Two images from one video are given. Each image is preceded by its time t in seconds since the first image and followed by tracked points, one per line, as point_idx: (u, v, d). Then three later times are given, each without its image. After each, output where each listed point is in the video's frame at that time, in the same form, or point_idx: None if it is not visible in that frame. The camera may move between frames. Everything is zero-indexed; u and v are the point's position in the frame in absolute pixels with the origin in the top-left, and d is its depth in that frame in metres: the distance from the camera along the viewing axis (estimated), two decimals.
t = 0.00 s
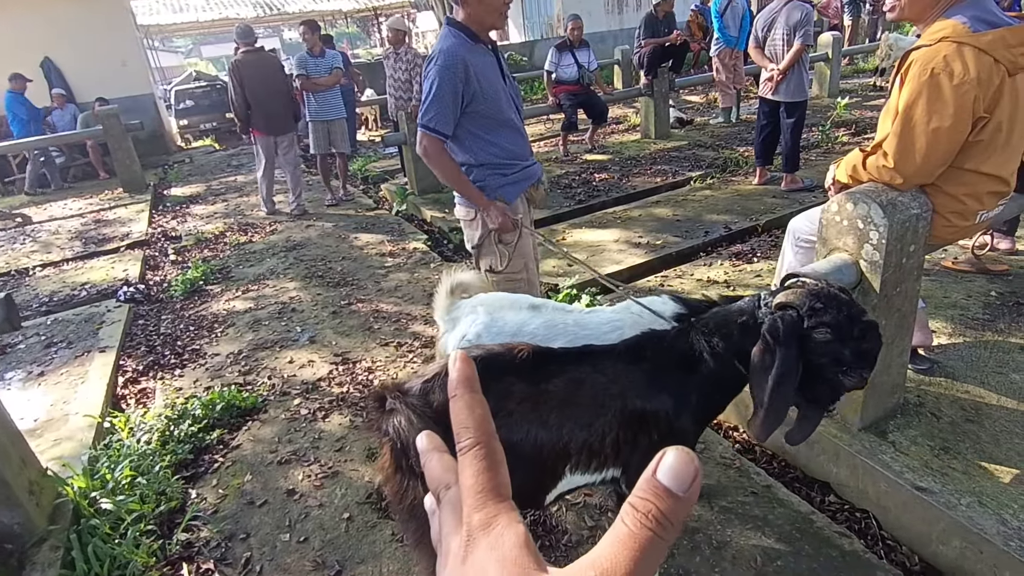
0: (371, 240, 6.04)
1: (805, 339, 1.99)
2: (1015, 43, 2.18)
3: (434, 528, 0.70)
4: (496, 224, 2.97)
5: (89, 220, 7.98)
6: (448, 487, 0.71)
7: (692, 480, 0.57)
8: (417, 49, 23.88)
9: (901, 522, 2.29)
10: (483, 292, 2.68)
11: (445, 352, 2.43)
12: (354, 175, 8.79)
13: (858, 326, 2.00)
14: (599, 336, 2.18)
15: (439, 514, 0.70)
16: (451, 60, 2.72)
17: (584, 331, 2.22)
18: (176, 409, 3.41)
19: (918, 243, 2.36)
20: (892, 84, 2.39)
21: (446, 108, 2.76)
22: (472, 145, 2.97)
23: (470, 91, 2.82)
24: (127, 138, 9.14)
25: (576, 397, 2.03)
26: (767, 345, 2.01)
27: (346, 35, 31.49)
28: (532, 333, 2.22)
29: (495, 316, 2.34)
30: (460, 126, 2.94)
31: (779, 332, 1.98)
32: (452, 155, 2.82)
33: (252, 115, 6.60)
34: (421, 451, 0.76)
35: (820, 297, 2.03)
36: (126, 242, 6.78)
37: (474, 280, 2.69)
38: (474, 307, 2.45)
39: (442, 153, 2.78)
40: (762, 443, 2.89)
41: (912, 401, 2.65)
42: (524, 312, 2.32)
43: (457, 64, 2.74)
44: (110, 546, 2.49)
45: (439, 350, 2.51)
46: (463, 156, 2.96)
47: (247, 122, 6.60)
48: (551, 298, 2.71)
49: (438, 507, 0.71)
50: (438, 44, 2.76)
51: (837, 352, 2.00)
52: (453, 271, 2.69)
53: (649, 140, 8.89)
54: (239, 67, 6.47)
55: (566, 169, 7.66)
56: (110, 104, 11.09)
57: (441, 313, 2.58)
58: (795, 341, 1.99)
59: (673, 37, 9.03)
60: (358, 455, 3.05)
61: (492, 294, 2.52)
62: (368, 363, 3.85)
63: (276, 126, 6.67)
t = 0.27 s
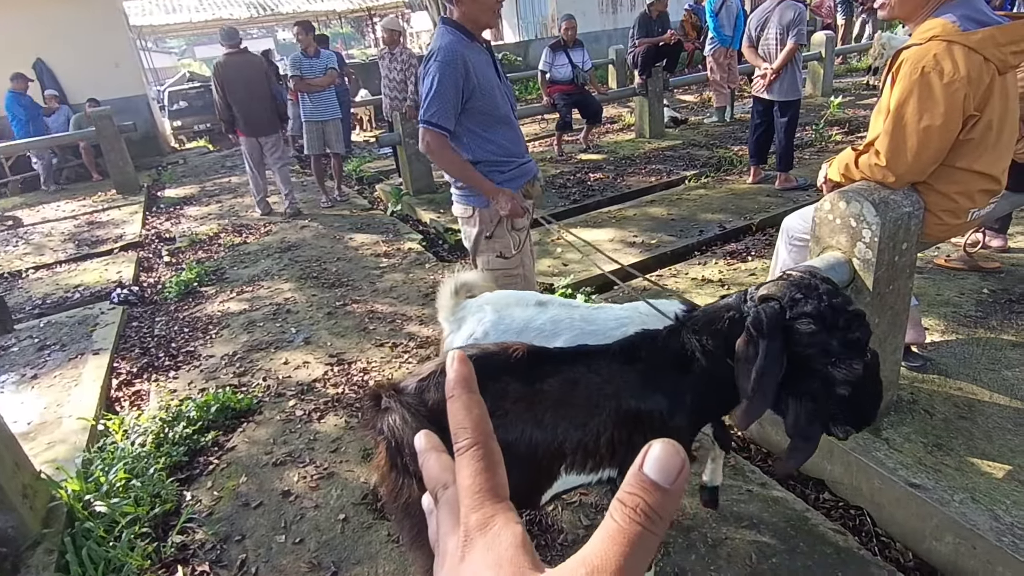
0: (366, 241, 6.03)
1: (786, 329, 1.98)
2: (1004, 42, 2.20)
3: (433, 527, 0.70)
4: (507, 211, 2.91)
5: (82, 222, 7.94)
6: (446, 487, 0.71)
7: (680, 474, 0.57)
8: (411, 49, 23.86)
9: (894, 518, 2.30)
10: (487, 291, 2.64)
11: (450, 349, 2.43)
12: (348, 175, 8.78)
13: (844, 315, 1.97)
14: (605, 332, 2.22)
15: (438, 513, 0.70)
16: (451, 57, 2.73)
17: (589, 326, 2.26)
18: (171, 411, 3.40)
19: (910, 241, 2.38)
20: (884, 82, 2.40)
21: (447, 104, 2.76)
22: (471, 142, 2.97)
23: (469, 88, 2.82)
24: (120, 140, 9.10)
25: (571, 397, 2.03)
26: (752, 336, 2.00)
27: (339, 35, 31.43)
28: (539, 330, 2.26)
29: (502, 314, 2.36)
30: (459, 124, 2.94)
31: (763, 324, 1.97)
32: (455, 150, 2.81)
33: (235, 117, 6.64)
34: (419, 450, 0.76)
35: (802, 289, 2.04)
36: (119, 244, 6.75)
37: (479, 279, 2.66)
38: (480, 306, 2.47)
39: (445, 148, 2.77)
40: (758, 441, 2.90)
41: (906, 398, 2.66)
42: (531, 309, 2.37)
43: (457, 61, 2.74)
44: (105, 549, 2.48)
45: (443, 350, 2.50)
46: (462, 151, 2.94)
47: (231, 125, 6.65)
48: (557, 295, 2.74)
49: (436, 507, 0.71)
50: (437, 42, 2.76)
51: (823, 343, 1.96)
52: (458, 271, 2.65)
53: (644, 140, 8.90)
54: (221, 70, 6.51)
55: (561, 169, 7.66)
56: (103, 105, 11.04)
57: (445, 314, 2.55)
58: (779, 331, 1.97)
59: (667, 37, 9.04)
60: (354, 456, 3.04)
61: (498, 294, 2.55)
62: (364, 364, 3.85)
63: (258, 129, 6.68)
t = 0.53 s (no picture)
0: (362, 241, 6.03)
1: (762, 320, 2.01)
2: (998, 41, 2.21)
3: (432, 522, 0.70)
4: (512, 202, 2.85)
5: (77, 224, 7.92)
6: (446, 483, 0.71)
7: (677, 469, 0.58)
8: (407, 49, 23.84)
9: (889, 516, 2.31)
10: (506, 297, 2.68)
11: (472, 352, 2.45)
12: (345, 176, 8.77)
13: (814, 308, 2.00)
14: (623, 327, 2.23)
15: (437, 509, 0.70)
16: (452, 52, 2.73)
17: (607, 323, 2.28)
18: (167, 413, 3.39)
19: (904, 240, 2.39)
20: (878, 81, 2.42)
21: (450, 98, 2.75)
22: (471, 138, 2.96)
23: (470, 83, 2.82)
24: (116, 141, 9.08)
25: (568, 397, 2.03)
26: (728, 329, 2.03)
27: (335, 35, 31.39)
28: (558, 329, 2.27)
29: (523, 316, 2.39)
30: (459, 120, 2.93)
31: (738, 314, 2.01)
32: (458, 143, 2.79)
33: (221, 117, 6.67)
34: (419, 445, 0.75)
35: (775, 281, 2.06)
36: (115, 246, 6.74)
37: (497, 287, 2.68)
38: (500, 310, 2.49)
39: (449, 141, 2.74)
40: (754, 439, 2.91)
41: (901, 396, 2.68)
42: (549, 309, 2.39)
43: (459, 55, 2.74)
44: (102, 552, 2.48)
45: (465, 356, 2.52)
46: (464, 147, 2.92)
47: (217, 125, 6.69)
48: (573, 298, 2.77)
49: (435, 502, 0.71)
50: (436, 39, 2.77)
51: (795, 337, 2.00)
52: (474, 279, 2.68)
53: (639, 139, 8.91)
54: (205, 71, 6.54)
55: (557, 169, 7.67)
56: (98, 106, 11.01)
57: (466, 322, 2.58)
58: (753, 325, 2.00)
59: (663, 36, 9.06)
60: (351, 456, 3.04)
61: (518, 298, 2.56)
62: (361, 365, 3.85)
63: (242, 127, 6.67)
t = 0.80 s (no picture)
0: (359, 242, 6.03)
1: (740, 316, 1.97)
2: (990, 40, 2.22)
3: (435, 521, 0.71)
4: (520, 181, 2.83)
5: (73, 226, 7.90)
6: (450, 482, 0.72)
7: (668, 461, 0.60)
8: (403, 49, 23.83)
9: (885, 513, 2.32)
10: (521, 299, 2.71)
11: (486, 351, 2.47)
12: (341, 177, 8.77)
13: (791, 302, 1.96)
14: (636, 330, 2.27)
15: (441, 507, 0.71)
16: (453, 45, 2.74)
17: (620, 328, 2.31)
18: (164, 415, 3.39)
19: (898, 239, 2.40)
20: (873, 81, 2.43)
21: (451, 89, 2.75)
22: (470, 134, 2.95)
23: (471, 77, 2.83)
24: (111, 142, 9.06)
25: (565, 396, 2.04)
26: (707, 326, 2.00)
27: (331, 36, 31.36)
28: (572, 330, 2.31)
29: (540, 315, 2.40)
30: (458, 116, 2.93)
31: (717, 311, 1.98)
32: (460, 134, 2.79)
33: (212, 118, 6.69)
34: (424, 443, 0.77)
35: (750, 277, 2.02)
36: (111, 248, 6.72)
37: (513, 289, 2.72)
38: (515, 310, 2.51)
39: (451, 131, 2.74)
40: (750, 438, 2.92)
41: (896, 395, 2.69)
42: (564, 311, 2.42)
43: (460, 49, 2.75)
44: (99, 554, 2.48)
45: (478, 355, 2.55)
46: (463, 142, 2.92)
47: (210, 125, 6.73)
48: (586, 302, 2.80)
49: (439, 500, 0.72)
50: (437, 34, 2.78)
51: (774, 332, 1.98)
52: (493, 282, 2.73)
53: (636, 139, 8.92)
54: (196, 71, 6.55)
55: (554, 169, 7.67)
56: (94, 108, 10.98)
57: (480, 322, 2.61)
58: (731, 322, 1.97)
59: (658, 36, 9.07)
60: (348, 457, 3.04)
61: (530, 299, 2.57)
62: (358, 365, 3.85)
63: (232, 127, 6.68)
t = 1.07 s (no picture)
0: (356, 242, 6.02)
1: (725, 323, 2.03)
2: (985, 39, 2.23)
3: (431, 519, 0.71)
4: (509, 188, 2.84)
5: (69, 227, 7.87)
6: (445, 477, 0.72)
7: (665, 455, 0.60)
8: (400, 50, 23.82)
9: (882, 511, 2.33)
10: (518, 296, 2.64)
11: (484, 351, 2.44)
12: (338, 177, 8.76)
13: (772, 312, 1.97)
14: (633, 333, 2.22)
15: (436, 503, 0.71)
16: (450, 46, 2.74)
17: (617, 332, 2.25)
18: (161, 416, 3.38)
19: (894, 237, 2.40)
20: (868, 80, 2.44)
21: (446, 90, 2.76)
22: (465, 135, 2.95)
23: (467, 78, 2.83)
24: (107, 143, 9.04)
25: (562, 395, 2.04)
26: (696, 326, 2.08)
27: (327, 36, 31.32)
28: (568, 332, 2.26)
29: (538, 317, 2.34)
30: (454, 116, 2.93)
31: (705, 313, 2.07)
32: (453, 136, 2.79)
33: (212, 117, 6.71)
34: (418, 438, 0.76)
35: (736, 287, 2.06)
36: (107, 249, 6.71)
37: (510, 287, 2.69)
38: (513, 309, 2.46)
39: (444, 132, 2.75)
40: (748, 437, 2.92)
41: (893, 393, 2.70)
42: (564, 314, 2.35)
43: (457, 50, 2.75)
44: (97, 556, 2.47)
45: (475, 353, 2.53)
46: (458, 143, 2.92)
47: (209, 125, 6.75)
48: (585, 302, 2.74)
49: (434, 496, 0.72)
50: (434, 34, 2.78)
51: (755, 342, 2.01)
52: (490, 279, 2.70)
53: (633, 139, 8.92)
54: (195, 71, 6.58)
55: (551, 169, 7.67)
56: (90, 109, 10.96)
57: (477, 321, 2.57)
58: (714, 332, 2.02)
59: (655, 36, 9.09)
60: (346, 457, 3.04)
61: (530, 299, 2.51)
62: (356, 366, 3.85)
63: (230, 127, 6.68)
